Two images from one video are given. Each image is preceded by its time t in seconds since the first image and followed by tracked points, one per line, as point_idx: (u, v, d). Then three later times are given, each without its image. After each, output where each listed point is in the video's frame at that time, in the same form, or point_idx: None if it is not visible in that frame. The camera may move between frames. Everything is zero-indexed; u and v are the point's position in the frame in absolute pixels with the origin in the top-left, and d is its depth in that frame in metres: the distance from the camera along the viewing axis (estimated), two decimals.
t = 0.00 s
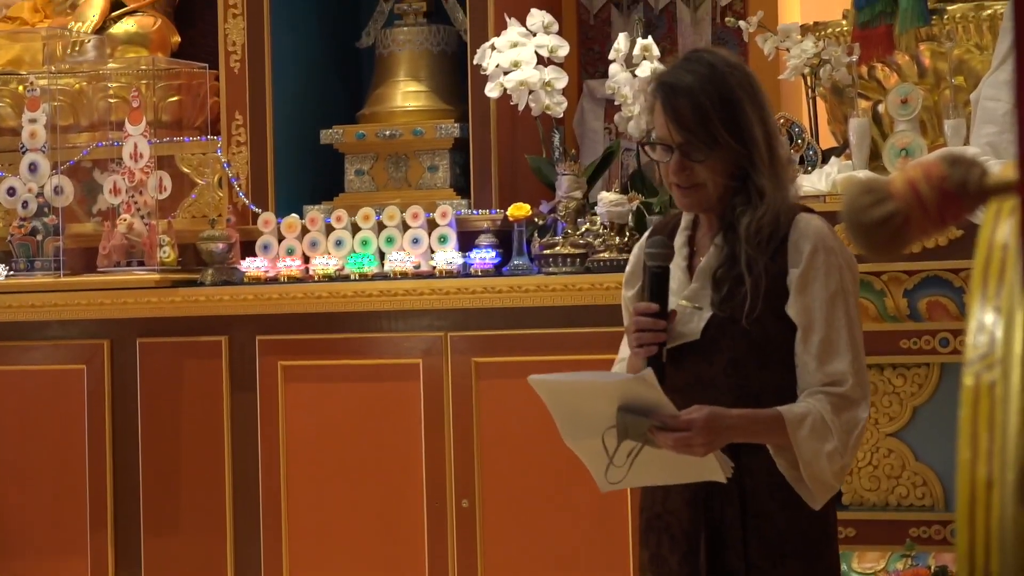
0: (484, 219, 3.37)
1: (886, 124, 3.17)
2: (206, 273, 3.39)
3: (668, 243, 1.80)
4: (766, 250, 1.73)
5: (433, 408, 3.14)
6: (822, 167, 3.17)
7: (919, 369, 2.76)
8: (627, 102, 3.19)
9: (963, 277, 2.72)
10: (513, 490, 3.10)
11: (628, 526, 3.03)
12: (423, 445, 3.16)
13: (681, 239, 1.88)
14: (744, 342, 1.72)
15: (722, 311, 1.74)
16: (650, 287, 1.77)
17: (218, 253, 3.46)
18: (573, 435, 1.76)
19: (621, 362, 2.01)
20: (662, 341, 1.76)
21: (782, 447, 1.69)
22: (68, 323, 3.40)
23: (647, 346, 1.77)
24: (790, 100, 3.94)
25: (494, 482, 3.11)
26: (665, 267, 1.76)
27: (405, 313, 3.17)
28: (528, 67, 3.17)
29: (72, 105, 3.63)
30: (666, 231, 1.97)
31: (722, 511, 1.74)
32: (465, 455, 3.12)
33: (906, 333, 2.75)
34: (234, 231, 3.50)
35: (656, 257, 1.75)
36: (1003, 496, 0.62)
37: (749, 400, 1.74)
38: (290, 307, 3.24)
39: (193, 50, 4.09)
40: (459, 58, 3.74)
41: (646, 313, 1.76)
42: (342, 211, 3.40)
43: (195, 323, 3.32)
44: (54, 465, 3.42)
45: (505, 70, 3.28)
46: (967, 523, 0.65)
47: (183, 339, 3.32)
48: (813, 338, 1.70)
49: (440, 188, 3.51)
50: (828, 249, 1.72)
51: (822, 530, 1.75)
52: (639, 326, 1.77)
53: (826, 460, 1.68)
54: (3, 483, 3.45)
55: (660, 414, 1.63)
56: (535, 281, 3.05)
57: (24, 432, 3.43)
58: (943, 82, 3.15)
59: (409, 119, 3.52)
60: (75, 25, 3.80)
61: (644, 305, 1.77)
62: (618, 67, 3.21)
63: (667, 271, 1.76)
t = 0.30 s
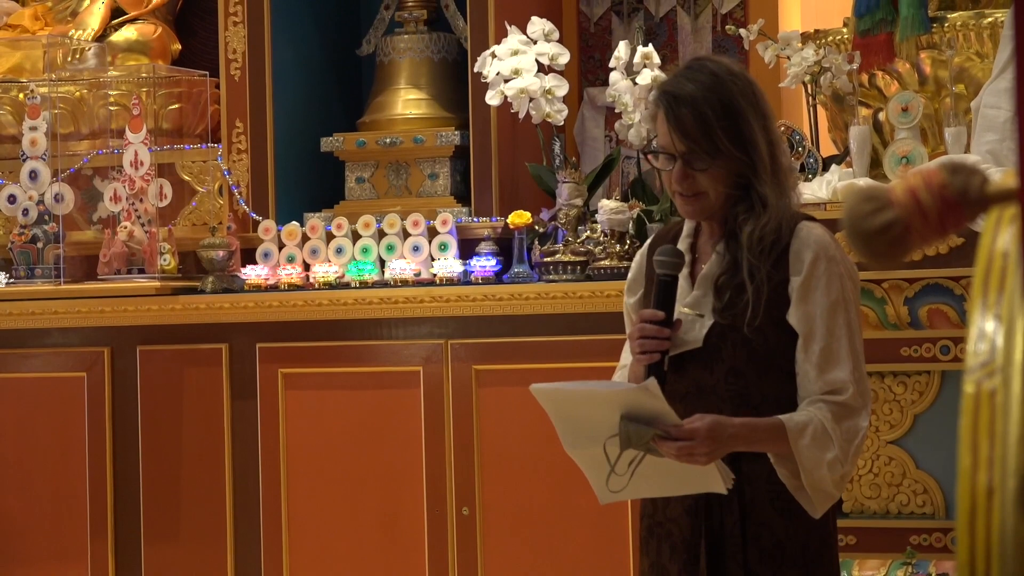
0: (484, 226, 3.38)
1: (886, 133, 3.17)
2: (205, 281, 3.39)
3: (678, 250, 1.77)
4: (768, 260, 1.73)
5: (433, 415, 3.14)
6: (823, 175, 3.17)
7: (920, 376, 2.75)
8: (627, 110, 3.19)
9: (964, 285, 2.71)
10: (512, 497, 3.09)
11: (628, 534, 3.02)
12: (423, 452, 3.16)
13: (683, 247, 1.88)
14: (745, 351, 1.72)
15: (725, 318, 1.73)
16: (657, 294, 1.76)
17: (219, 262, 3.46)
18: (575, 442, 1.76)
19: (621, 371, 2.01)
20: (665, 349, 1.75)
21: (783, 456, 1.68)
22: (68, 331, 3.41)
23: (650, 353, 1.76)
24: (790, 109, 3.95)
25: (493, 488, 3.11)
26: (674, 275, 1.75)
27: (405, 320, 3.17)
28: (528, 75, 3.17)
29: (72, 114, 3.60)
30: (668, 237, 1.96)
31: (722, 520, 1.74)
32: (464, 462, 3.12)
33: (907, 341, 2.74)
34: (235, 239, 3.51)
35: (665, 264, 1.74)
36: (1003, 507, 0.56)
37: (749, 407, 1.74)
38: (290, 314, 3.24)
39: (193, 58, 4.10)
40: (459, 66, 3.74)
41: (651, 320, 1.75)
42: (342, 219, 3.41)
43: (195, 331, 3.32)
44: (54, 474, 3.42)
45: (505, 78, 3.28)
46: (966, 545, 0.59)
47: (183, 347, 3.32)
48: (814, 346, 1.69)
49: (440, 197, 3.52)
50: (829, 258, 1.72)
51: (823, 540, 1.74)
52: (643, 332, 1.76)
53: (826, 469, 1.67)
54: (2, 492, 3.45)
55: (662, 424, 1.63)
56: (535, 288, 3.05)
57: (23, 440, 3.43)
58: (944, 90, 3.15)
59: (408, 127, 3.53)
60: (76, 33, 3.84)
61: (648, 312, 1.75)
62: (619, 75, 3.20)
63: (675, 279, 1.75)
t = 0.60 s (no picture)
0: (484, 228, 3.38)
1: (887, 135, 3.17)
2: (205, 283, 3.40)
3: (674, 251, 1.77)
4: (767, 262, 1.73)
5: (433, 417, 3.14)
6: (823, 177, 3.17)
7: (921, 379, 2.75)
8: (629, 113, 3.19)
9: (966, 287, 2.71)
10: (512, 498, 3.10)
11: (628, 537, 3.02)
12: (422, 453, 3.16)
13: (682, 250, 1.88)
14: (744, 354, 1.72)
15: (723, 319, 1.73)
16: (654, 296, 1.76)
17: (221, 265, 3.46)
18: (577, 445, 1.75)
19: (618, 373, 2.01)
20: (666, 351, 1.75)
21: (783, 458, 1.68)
22: (69, 333, 3.41)
23: (652, 355, 1.75)
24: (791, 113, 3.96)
25: (493, 490, 3.11)
26: (670, 276, 1.75)
27: (406, 323, 3.17)
28: (529, 78, 3.17)
29: (73, 117, 3.60)
30: (666, 240, 1.96)
31: (720, 522, 1.74)
32: (464, 463, 3.12)
33: (907, 344, 2.74)
34: (236, 242, 3.52)
35: (660, 266, 1.74)
36: (1003, 509, 0.56)
37: (748, 409, 1.74)
38: (290, 316, 3.24)
39: (194, 60, 4.10)
40: (460, 68, 3.74)
41: (650, 323, 1.74)
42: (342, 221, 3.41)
43: (196, 333, 3.33)
44: (55, 476, 3.42)
45: (506, 81, 3.28)
46: (967, 548, 0.59)
47: (183, 349, 3.32)
48: (815, 348, 1.69)
49: (440, 199, 3.52)
50: (828, 260, 1.72)
51: (822, 541, 1.74)
52: (644, 334, 1.75)
53: (827, 471, 1.68)
54: (4, 494, 3.46)
55: (663, 427, 1.63)
56: (535, 290, 3.06)
57: (24, 443, 3.43)
58: (945, 92, 3.15)
59: (409, 130, 3.54)
60: (77, 34, 3.85)
61: (647, 315, 1.75)
62: (619, 77, 3.20)
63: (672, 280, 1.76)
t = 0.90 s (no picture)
0: (484, 229, 3.37)
1: (888, 136, 3.17)
2: (206, 283, 3.40)
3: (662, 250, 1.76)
4: (764, 260, 1.73)
5: (433, 417, 3.14)
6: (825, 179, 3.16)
7: (922, 380, 2.75)
8: (630, 114, 3.19)
9: (967, 288, 2.71)
10: (511, 499, 3.10)
11: (628, 538, 3.02)
12: (422, 454, 3.16)
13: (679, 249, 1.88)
14: (742, 354, 1.72)
15: (720, 319, 1.73)
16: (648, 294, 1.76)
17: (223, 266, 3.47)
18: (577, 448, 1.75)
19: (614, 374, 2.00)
20: (663, 350, 1.75)
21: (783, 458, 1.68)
22: (69, 334, 3.42)
23: (649, 354, 1.75)
24: (792, 114, 3.97)
25: (492, 491, 3.11)
26: (659, 276, 1.74)
27: (406, 324, 3.17)
28: (530, 79, 3.17)
29: (74, 117, 3.60)
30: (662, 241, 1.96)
31: (718, 522, 1.74)
32: (464, 464, 3.12)
33: (909, 344, 2.73)
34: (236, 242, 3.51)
35: (649, 265, 1.74)
36: (1005, 511, 0.56)
37: (746, 409, 1.73)
38: (290, 317, 3.24)
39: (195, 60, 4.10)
40: (461, 69, 3.74)
41: (644, 322, 1.75)
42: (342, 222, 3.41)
43: (195, 335, 3.33)
44: (55, 477, 3.42)
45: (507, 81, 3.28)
46: (968, 550, 0.59)
47: (183, 349, 3.32)
48: (814, 348, 1.69)
49: (442, 200, 3.52)
50: (827, 261, 1.72)
51: (821, 541, 1.74)
52: (638, 334, 1.76)
53: (828, 471, 1.67)
54: (5, 496, 3.46)
55: (663, 428, 1.62)
56: (536, 291, 3.06)
57: (24, 445, 3.43)
58: (946, 93, 3.15)
59: (410, 131, 3.54)
60: (77, 35, 3.85)
61: (640, 315, 1.76)
62: (620, 78, 3.20)
63: (661, 279, 1.74)
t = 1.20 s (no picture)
0: (484, 230, 3.38)
1: (889, 137, 3.16)
2: (206, 284, 3.40)
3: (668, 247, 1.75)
4: (763, 259, 1.73)
5: (432, 418, 3.14)
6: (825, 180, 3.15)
7: (922, 382, 2.74)
8: (630, 115, 3.19)
9: (966, 289, 2.71)
10: (511, 499, 3.10)
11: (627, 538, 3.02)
12: (421, 454, 3.16)
13: (678, 250, 1.88)
14: (740, 353, 1.71)
15: (718, 319, 1.72)
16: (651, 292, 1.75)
17: (223, 266, 3.47)
18: (575, 447, 1.75)
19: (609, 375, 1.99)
20: (663, 346, 1.74)
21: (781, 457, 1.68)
22: (69, 335, 3.41)
23: (649, 350, 1.74)
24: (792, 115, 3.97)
25: (492, 491, 3.11)
26: (665, 272, 1.73)
27: (405, 325, 3.17)
28: (530, 80, 3.17)
29: (74, 119, 3.61)
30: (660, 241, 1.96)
31: (714, 521, 1.73)
32: (463, 465, 3.12)
33: (909, 345, 2.73)
34: (236, 244, 3.50)
35: (656, 261, 1.72)
36: (1005, 511, 0.56)
37: (743, 408, 1.73)
38: (290, 319, 3.24)
39: (196, 62, 4.10)
40: (461, 70, 3.74)
41: (647, 317, 1.74)
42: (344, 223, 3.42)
43: (195, 336, 3.33)
44: (55, 479, 3.41)
45: (507, 82, 3.28)
46: (968, 552, 0.59)
47: (184, 351, 3.32)
48: (812, 347, 1.69)
49: (441, 202, 3.52)
50: (824, 260, 1.72)
51: (818, 541, 1.74)
52: (640, 329, 1.75)
53: (825, 471, 1.67)
54: (5, 498, 3.45)
55: (660, 428, 1.61)
56: (535, 292, 3.06)
57: (24, 447, 3.43)
58: (946, 93, 3.15)
59: (410, 133, 3.54)
60: (77, 36, 3.85)
61: (644, 311, 1.75)
62: (620, 79, 3.20)
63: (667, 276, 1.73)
